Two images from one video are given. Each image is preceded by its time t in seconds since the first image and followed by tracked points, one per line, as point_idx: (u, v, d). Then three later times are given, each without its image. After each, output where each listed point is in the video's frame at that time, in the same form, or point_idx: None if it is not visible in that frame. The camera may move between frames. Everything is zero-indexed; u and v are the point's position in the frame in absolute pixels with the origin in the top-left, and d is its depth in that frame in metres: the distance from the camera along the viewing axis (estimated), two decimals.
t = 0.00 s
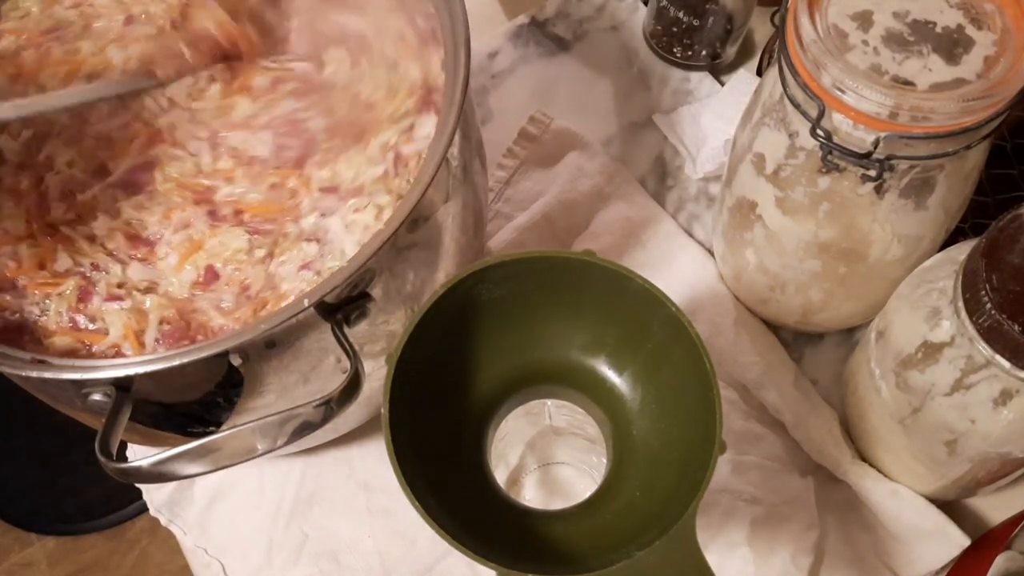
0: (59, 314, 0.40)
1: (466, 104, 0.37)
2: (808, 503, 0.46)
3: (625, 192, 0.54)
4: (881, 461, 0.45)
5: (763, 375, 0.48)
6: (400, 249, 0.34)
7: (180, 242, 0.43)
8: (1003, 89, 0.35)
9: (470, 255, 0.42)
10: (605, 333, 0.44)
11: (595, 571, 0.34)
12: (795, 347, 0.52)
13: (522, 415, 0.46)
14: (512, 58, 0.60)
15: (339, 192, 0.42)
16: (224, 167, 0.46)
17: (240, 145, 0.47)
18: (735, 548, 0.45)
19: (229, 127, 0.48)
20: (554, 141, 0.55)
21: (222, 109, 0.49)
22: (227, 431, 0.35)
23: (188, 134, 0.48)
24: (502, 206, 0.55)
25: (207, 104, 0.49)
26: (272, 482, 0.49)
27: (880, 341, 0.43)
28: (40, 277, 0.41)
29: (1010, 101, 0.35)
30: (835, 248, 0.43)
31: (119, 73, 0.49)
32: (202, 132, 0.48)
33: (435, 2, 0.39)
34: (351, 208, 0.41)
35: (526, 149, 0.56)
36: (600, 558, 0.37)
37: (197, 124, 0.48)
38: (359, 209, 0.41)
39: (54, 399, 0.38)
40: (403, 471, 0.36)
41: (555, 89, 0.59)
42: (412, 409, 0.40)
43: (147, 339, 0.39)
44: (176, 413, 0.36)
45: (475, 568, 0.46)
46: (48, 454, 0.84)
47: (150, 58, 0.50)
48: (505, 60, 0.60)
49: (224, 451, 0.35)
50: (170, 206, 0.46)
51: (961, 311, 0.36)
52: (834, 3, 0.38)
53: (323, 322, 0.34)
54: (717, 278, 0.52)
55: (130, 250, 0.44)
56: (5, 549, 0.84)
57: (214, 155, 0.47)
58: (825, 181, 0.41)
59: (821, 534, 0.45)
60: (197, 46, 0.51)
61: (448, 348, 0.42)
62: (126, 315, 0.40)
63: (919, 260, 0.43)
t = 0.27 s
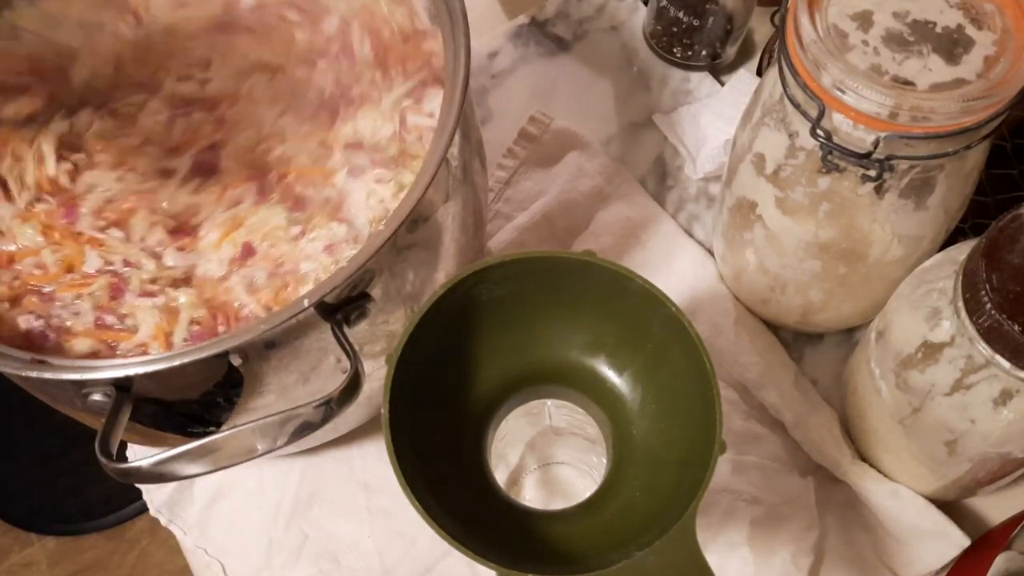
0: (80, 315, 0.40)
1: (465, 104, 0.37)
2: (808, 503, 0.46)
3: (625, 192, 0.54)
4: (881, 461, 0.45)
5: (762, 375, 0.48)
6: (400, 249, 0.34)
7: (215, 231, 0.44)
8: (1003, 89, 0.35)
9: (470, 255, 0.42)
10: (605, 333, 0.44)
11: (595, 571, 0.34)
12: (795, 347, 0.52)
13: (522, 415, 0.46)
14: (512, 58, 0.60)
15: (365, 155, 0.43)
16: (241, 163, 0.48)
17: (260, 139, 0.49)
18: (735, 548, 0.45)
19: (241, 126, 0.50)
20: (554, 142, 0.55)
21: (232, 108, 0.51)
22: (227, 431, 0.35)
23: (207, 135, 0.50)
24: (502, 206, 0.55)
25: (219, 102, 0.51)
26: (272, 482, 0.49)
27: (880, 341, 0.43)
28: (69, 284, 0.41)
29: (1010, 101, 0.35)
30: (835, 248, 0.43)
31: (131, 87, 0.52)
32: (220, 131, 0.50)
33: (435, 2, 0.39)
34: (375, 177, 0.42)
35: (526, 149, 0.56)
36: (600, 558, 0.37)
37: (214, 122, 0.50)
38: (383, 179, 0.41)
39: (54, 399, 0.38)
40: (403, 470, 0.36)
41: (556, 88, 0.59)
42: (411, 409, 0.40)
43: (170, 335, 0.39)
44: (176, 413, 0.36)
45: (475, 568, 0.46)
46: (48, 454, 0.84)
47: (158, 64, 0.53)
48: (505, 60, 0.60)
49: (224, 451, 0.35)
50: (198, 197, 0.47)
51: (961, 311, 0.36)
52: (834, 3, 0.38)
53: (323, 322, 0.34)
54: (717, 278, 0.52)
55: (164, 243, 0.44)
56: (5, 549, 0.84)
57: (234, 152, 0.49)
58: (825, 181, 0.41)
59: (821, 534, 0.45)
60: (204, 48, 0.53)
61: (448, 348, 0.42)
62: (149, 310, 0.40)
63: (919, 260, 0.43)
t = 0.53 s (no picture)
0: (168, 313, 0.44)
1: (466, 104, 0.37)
2: (808, 503, 0.46)
3: (625, 192, 0.54)
4: (881, 461, 0.45)
5: (762, 375, 0.48)
6: (400, 249, 0.34)
7: (292, 221, 0.49)
8: (1003, 89, 0.35)
9: (470, 254, 0.42)
10: (605, 333, 0.44)
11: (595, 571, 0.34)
12: (795, 347, 0.52)
13: (522, 415, 0.46)
14: (512, 58, 0.60)
15: (383, 104, 0.50)
16: (278, 159, 0.53)
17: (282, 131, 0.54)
18: (735, 548, 0.45)
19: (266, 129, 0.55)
20: (554, 142, 0.56)
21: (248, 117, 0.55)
22: (227, 431, 0.35)
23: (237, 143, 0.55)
24: (502, 206, 0.55)
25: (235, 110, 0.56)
26: (272, 482, 0.49)
27: (880, 341, 0.43)
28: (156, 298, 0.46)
29: (1010, 101, 0.35)
30: (835, 248, 0.43)
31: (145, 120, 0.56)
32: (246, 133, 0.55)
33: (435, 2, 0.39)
34: (395, 129, 0.48)
35: (526, 149, 0.56)
36: (601, 558, 0.37)
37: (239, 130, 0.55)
38: (404, 133, 0.47)
39: (54, 399, 0.38)
40: (403, 470, 0.36)
41: (556, 88, 0.59)
42: (411, 409, 0.40)
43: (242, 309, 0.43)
44: (176, 413, 0.36)
45: (475, 568, 0.46)
46: (48, 454, 0.84)
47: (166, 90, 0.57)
48: (505, 60, 0.60)
49: (224, 451, 0.35)
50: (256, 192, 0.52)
51: (961, 311, 0.36)
52: (834, 3, 0.38)
53: (323, 322, 0.34)
54: (717, 278, 0.52)
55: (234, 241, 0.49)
56: (4, 550, 0.84)
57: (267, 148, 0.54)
58: (825, 181, 0.41)
59: (821, 534, 0.45)
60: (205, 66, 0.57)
61: (448, 348, 0.42)
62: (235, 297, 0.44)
63: (919, 260, 0.43)
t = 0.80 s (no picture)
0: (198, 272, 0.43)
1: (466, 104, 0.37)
2: (808, 503, 0.46)
3: (625, 192, 0.54)
4: (882, 461, 0.45)
5: (762, 375, 0.48)
6: (400, 249, 0.34)
7: (311, 183, 0.47)
8: (1003, 89, 0.35)
9: (470, 254, 0.42)
10: (605, 333, 0.44)
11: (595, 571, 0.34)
12: (795, 347, 0.52)
13: (522, 415, 0.46)
14: (512, 58, 0.60)
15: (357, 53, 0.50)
16: (268, 69, 0.53)
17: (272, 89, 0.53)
18: (735, 548, 0.45)
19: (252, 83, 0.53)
20: (554, 141, 0.56)
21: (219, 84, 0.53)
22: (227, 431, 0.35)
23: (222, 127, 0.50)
24: (502, 206, 0.55)
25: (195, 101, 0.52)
26: (272, 481, 0.49)
27: (880, 341, 0.43)
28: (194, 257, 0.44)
29: (1010, 101, 0.35)
30: (835, 248, 0.43)
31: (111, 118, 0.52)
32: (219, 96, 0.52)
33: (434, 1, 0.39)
34: (390, 78, 0.48)
35: (526, 149, 0.56)
36: (600, 558, 0.37)
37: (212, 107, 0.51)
38: (400, 82, 0.48)
39: (54, 399, 0.38)
40: (403, 470, 0.36)
41: (556, 88, 0.59)
42: (411, 409, 0.40)
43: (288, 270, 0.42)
44: (176, 413, 0.36)
45: (475, 568, 0.46)
46: (48, 454, 0.84)
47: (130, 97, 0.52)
48: (506, 60, 0.60)
49: (224, 451, 0.35)
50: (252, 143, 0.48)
51: (961, 311, 0.36)
52: (834, 3, 0.38)
53: (323, 322, 0.34)
54: (717, 278, 0.52)
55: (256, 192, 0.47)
56: (4, 550, 0.84)
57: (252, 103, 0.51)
58: (825, 181, 0.41)
59: (821, 534, 0.45)
60: (137, 62, 0.53)
61: (448, 348, 0.42)
62: (273, 260, 0.43)
63: (919, 260, 0.43)
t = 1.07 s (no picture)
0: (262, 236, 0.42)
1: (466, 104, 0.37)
2: (808, 503, 0.46)
3: (625, 192, 0.54)
4: (882, 461, 0.45)
5: (762, 375, 0.48)
6: (400, 249, 0.34)
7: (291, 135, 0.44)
8: (1003, 89, 0.35)
9: (470, 254, 0.42)
10: (605, 333, 0.44)
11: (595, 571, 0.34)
12: (795, 347, 0.52)
13: (522, 415, 0.46)
14: (512, 58, 0.60)
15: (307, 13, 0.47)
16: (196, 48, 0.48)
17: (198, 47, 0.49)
18: (735, 548, 0.45)
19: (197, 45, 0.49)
20: (554, 141, 0.56)
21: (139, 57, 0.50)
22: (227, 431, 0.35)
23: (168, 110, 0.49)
24: (503, 206, 0.55)
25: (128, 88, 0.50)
26: (272, 481, 0.49)
27: (880, 341, 0.43)
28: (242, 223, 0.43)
29: (1010, 101, 0.35)
30: (835, 248, 0.43)
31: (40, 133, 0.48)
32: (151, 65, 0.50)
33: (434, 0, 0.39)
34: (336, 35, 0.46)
35: (526, 149, 0.56)
36: (600, 558, 0.37)
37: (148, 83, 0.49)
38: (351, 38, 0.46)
39: (54, 399, 0.38)
40: (403, 470, 0.36)
41: (556, 88, 0.59)
42: (411, 410, 0.40)
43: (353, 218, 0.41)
44: (176, 414, 0.36)
45: (475, 568, 0.46)
46: (48, 454, 0.84)
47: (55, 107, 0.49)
48: (506, 60, 0.60)
49: (224, 451, 0.35)
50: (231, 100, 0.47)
51: (961, 311, 0.36)
52: (834, 3, 0.38)
53: (323, 322, 0.34)
54: (717, 278, 0.52)
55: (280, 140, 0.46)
56: (4, 550, 0.84)
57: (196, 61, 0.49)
58: (825, 181, 0.41)
59: (821, 534, 0.45)
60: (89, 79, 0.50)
61: (448, 349, 0.42)
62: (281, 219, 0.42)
63: (919, 260, 0.43)
